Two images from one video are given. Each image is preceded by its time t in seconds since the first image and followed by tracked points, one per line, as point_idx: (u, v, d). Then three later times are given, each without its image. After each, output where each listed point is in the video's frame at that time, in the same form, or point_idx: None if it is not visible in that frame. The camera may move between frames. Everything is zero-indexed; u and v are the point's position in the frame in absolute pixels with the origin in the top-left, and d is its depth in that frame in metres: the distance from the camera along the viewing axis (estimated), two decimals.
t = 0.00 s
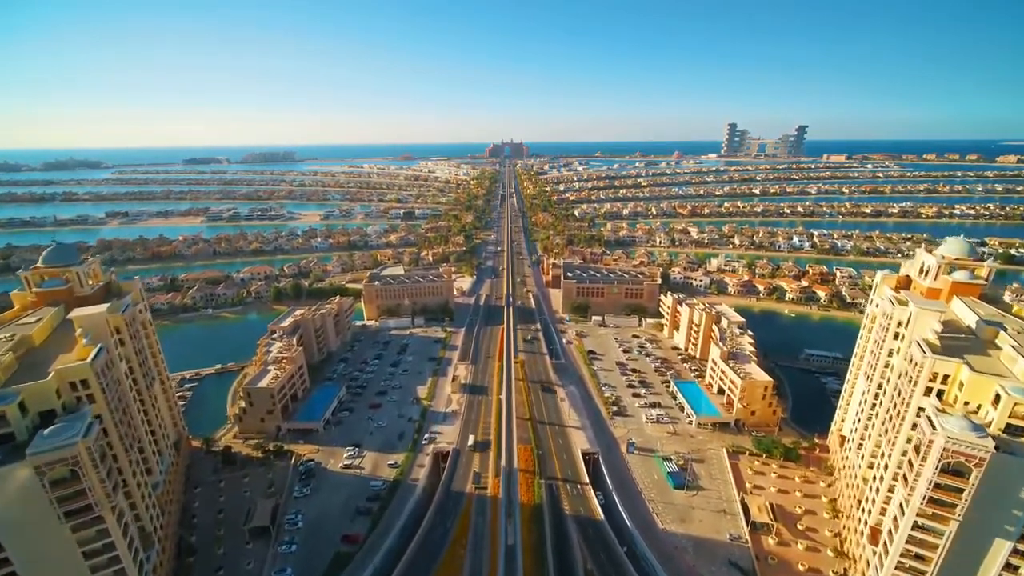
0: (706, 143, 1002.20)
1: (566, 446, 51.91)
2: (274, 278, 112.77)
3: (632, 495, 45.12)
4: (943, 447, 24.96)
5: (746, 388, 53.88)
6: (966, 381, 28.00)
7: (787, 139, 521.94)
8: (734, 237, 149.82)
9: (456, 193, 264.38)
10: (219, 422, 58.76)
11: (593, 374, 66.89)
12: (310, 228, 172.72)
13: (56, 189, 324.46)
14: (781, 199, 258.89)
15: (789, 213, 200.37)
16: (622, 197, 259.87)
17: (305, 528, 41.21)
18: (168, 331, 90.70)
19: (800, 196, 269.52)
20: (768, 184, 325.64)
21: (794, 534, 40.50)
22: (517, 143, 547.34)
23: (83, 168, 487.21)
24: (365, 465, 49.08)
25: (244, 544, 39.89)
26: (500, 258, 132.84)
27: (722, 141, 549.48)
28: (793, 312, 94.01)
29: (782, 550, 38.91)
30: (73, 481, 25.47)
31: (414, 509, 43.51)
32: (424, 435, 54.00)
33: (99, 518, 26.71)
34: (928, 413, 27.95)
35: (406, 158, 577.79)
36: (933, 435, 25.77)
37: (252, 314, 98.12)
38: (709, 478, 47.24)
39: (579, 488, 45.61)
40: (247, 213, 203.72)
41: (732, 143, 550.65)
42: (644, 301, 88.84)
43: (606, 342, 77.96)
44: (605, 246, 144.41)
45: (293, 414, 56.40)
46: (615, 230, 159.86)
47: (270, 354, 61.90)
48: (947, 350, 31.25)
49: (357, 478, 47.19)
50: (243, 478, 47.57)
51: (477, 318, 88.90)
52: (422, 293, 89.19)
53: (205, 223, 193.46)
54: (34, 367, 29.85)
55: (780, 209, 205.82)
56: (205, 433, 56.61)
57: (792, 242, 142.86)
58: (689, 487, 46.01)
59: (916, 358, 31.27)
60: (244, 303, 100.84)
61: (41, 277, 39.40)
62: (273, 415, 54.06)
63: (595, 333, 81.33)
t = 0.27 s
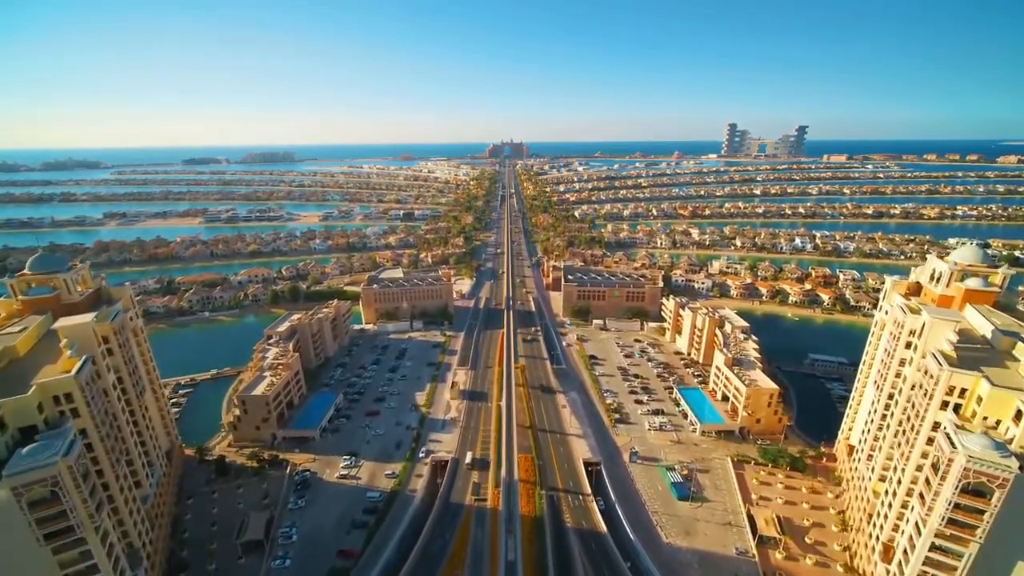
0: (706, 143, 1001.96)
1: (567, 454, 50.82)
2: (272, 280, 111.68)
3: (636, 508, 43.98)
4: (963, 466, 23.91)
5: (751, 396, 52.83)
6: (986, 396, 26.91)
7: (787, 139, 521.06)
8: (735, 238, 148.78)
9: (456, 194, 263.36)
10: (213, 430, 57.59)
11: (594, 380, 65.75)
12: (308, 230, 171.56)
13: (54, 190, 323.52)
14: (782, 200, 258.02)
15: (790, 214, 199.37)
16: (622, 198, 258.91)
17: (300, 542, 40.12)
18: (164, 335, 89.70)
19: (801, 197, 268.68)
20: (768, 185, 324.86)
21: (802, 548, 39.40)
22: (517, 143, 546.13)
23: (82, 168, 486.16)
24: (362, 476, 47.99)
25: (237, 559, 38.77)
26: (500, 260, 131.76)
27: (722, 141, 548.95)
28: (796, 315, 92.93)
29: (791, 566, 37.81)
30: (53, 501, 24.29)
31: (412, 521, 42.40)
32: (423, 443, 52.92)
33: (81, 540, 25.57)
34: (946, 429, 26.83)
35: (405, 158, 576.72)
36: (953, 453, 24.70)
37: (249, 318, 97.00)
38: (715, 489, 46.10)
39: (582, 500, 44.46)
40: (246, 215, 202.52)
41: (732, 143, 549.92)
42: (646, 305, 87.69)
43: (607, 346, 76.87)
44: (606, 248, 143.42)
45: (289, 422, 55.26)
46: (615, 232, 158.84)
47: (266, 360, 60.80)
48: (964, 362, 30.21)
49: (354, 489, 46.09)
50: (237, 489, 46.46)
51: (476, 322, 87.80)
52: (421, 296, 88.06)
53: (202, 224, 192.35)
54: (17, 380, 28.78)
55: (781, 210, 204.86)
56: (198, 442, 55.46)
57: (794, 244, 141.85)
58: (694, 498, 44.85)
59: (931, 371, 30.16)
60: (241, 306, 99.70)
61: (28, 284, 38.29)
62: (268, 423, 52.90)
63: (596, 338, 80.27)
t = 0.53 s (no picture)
0: (706, 143, 1001.34)
1: (569, 463, 49.74)
2: (269, 283, 110.58)
3: (639, 520, 42.86)
4: (986, 487, 22.82)
5: (756, 404, 51.73)
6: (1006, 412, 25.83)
7: (788, 139, 520.06)
8: (737, 240, 147.70)
9: (456, 194, 262.43)
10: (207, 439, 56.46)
11: (596, 387, 64.62)
12: (307, 231, 170.42)
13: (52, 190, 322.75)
14: (783, 201, 257.05)
15: (791, 216, 198.31)
16: (623, 199, 257.82)
17: (294, 557, 39.00)
18: (160, 339, 88.57)
19: (802, 197, 267.64)
20: (769, 186, 323.82)
21: (811, 563, 38.31)
22: (517, 143, 544.76)
23: (81, 168, 484.89)
24: (359, 486, 46.88)
25: (229, 574, 37.60)
26: (500, 262, 130.68)
27: (723, 141, 548.05)
28: (799, 319, 91.81)
29: None
30: (32, 525, 23.17)
31: (410, 535, 41.27)
32: (421, 452, 51.76)
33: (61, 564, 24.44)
34: (964, 446, 25.75)
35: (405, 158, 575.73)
36: (974, 473, 23.62)
37: (246, 321, 95.87)
38: (720, 501, 44.96)
39: (584, 512, 43.35)
40: (244, 215, 201.42)
41: (732, 144, 549.01)
42: (647, 308, 86.50)
43: (609, 351, 75.77)
44: (606, 249, 142.38)
45: (284, 430, 54.11)
46: (616, 233, 157.69)
47: (261, 366, 59.66)
48: (981, 375, 29.17)
49: (351, 500, 44.95)
50: (230, 500, 45.31)
51: (476, 326, 86.64)
52: (420, 300, 86.89)
53: (201, 225, 191.25)
54: None
55: (782, 211, 203.79)
56: (192, 451, 54.33)
57: (796, 246, 140.80)
58: (699, 510, 43.74)
59: (947, 384, 29.07)
60: (238, 309, 98.56)
61: (14, 291, 37.23)
62: (263, 431, 51.76)
63: (597, 342, 79.16)
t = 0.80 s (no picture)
0: (706, 143, 1000.91)
1: (570, 473, 48.62)
2: (267, 285, 109.52)
3: (642, 533, 41.75)
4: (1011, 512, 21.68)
5: (761, 412, 50.67)
6: None
7: (788, 139, 519.15)
8: (739, 242, 146.72)
9: (456, 195, 261.51)
10: (200, 448, 55.33)
11: (598, 393, 63.40)
12: (306, 232, 169.40)
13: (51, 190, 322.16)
14: (784, 202, 256.17)
15: (793, 217, 197.34)
16: (623, 199, 256.86)
17: (288, 572, 37.88)
18: (156, 343, 87.49)
19: (803, 198, 266.80)
20: (769, 186, 322.90)
21: None
22: (517, 143, 543.76)
23: (80, 168, 484.07)
24: (355, 497, 45.76)
25: None
26: (500, 264, 129.66)
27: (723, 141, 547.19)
28: (802, 322, 90.70)
29: None
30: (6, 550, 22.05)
31: (407, 548, 40.15)
32: (419, 461, 50.66)
33: None
34: (986, 466, 24.64)
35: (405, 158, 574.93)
36: (997, 497, 22.49)
37: (243, 324, 94.79)
38: (725, 513, 43.86)
39: (586, 524, 42.23)
40: (243, 216, 200.43)
41: (733, 144, 548.20)
42: (649, 312, 85.32)
43: (610, 356, 74.72)
44: (607, 251, 141.40)
45: (280, 438, 53.02)
46: (617, 234, 156.67)
47: (257, 372, 58.56)
48: (1000, 389, 28.12)
49: (347, 512, 43.83)
50: (224, 512, 44.17)
51: (475, 329, 85.52)
52: (419, 303, 85.76)
53: (199, 226, 190.28)
54: None
55: (783, 212, 202.83)
56: (185, 461, 53.25)
57: (799, 247, 139.80)
58: (704, 523, 42.64)
59: (965, 399, 27.99)
60: (235, 312, 97.44)
61: None
62: (258, 440, 50.66)
63: (598, 347, 78.10)
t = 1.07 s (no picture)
0: (706, 143, 1000.22)
1: (572, 484, 47.56)
2: (265, 288, 108.39)
3: (646, 547, 40.66)
4: None
5: (767, 421, 49.60)
6: None
7: (789, 139, 517.99)
8: (740, 243, 145.52)
9: (455, 196, 260.39)
10: (193, 457, 54.21)
11: (599, 400, 62.24)
12: (304, 234, 168.28)
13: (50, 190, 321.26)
14: (785, 203, 255.02)
15: (794, 218, 196.22)
16: (623, 200, 255.77)
17: None
18: (151, 347, 86.44)
19: (804, 199, 265.55)
20: (770, 187, 321.76)
21: None
22: (517, 143, 542.44)
23: (79, 168, 483.01)
24: (352, 509, 44.65)
25: None
26: (500, 266, 128.54)
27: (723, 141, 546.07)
28: (806, 326, 89.52)
29: None
30: None
31: (405, 563, 39.03)
32: (418, 471, 49.51)
33: None
34: (1009, 487, 23.62)
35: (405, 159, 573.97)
36: None
37: (240, 328, 93.65)
38: (731, 526, 42.78)
39: (588, 538, 41.17)
40: (241, 217, 199.31)
41: (733, 144, 547.05)
42: (651, 316, 84.18)
43: (612, 361, 73.61)
44: (608, 253, 140.29)
45: (275, 447, 51.89)
46: (617, 236, 155.47)
47: (252, 379, 57.45)
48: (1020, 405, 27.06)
49: (343, 525, 42.74)
50: (216, 524, 43.05)
51: (475, 333, 84.38)
52: (418, 307, 84.60)
53: (197, 227, 189.16)
54: None
55: (785, 213, 201.70)
56: (178, 470, 52.17)
57: (801, 249, 138.60)
58: (709, 536, 41.55)
59: (984, 415, 26.89)
60: (232, 316, 96.31)
61: None
62: (252, 449, 49.55)
63: (600, 351, 77.00)
